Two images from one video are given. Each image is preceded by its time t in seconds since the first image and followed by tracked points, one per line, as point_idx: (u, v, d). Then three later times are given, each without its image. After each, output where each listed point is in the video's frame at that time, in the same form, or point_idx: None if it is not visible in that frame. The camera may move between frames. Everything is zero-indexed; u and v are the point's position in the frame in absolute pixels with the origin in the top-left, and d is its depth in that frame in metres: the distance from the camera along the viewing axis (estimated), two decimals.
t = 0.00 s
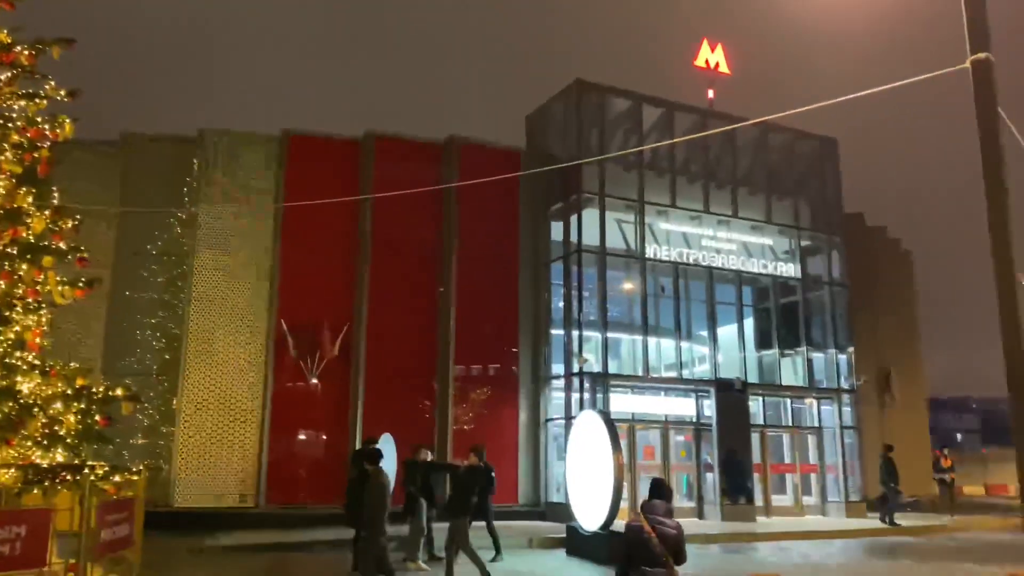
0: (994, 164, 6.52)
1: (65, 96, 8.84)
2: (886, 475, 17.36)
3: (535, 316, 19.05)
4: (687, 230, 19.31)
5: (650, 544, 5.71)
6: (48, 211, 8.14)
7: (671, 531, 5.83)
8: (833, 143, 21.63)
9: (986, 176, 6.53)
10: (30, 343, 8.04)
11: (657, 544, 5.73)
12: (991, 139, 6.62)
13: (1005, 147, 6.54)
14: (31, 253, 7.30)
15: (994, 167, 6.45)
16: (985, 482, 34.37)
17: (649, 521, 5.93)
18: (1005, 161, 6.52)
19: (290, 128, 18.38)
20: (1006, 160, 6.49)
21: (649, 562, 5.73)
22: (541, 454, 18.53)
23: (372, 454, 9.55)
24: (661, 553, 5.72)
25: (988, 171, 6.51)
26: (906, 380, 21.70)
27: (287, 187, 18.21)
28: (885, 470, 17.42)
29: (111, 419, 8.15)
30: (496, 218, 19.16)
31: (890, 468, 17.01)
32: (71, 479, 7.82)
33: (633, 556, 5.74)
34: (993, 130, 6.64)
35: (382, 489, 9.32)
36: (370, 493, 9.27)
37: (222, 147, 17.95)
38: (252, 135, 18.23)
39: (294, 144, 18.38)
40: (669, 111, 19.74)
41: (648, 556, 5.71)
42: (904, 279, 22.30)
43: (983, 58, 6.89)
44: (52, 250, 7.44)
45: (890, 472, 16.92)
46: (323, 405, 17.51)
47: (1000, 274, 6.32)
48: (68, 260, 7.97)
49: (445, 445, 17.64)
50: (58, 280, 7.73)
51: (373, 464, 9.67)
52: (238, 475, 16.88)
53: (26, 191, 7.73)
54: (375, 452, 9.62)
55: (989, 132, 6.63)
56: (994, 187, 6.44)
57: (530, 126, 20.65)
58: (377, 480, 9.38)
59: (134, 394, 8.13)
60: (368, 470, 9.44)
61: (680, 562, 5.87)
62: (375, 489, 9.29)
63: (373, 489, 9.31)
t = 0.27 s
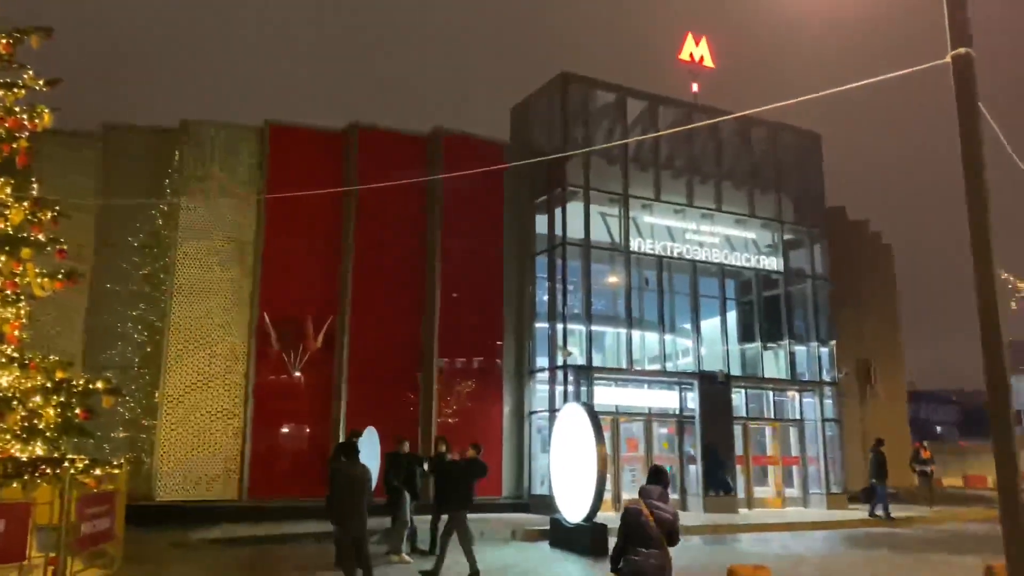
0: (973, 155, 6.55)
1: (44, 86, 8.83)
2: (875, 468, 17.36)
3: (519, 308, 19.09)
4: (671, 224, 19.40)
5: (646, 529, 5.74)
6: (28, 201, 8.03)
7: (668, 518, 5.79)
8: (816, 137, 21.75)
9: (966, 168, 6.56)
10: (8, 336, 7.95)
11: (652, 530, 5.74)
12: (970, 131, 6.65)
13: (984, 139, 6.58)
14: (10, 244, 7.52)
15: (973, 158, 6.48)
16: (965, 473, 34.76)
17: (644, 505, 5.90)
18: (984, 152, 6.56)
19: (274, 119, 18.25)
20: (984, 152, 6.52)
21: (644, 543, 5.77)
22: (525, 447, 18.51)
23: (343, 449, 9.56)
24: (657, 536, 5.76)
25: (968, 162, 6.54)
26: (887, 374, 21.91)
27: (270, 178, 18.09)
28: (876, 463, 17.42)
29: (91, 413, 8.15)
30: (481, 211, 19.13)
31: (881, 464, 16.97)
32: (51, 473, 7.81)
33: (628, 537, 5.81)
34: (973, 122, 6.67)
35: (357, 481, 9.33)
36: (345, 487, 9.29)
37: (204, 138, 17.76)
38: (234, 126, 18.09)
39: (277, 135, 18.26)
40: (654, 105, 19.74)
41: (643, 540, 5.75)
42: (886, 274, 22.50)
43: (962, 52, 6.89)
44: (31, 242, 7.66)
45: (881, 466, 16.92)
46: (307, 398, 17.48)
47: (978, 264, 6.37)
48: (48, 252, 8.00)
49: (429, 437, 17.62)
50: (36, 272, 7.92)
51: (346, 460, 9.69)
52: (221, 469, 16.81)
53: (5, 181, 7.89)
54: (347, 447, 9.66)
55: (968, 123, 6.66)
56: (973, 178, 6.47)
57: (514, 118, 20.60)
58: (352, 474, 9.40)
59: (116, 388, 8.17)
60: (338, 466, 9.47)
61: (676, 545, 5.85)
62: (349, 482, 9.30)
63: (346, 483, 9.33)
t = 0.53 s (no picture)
0: (954, 148, 6.60)
1: (24, 75, 8.74)
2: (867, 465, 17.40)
3: (504, 302, 19.15)
4: (656, 218, 19.44)
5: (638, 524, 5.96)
6: (9, 193, 8.00)
7: (658, 514, 6.04)
8: (801, 132, 21.86)
9: (947, 161, 6.61)
10: None
11: (642, 526, 5.99)
12: (952, 124, 6.70)
13: (965, 132, 6.63)
14: None
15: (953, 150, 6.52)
16: (945, 467, 35.15)
17: (636, 502, 6.15)
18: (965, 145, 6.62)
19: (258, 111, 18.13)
20: (966, 145, 6.58)
21: (636, 536, 6.00)
22: (510, 439, 18.63)
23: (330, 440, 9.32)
24: (648, 531, 6.00)
25: (949, 155, 6.60)
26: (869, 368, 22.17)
27: (254, 170, 17.96)
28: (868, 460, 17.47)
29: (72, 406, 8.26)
30: (466, 205, 19.11)
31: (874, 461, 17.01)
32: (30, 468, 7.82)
33: (620, 532, 6.06)
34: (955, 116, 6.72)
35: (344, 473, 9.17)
36: (331, 479, 9.10)
37: (188, 131, 17.77)
38: (217, 118, 17.96)
39: (261, 127, 18.14)
40: (638, 100, 19.80)
41: (634, 535, 5.98)
42: (868, 270, 22.74)
43: (945, 46, 6.92)
44: (10, 235, 7.68)
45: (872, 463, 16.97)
46: (291, 392, 17.39)
47: (958, 256, 6.43)
48: (28, 244, 7.95)
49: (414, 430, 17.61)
50: (16, 265, 7.83)
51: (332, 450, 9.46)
52: (204, 463, 16.70)
53: None
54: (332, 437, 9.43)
55: (949, 116, 6.70)
56: (954, 171, 6.53)
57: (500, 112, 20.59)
58: (338, 467, 9.20)
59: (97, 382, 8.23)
60: (326, 456, 9.20)
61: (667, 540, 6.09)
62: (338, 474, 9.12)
63: (333, 476, 9.13)
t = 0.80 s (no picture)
0: (937, 147, 6.63)
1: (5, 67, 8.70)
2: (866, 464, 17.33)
3: (490, 297, 19.19)
4: (643, 214, 19.48)
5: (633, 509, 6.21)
6: None
7: (648, 497, 6.35)
8: (786, 129, 21.96)
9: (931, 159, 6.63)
10: None
11: (635, 510, 6.27)
12: (935, 122, 6.72)
13: (948, 131, 6.65)
14: None
15: (936, 149, 6.58)
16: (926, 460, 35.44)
17: (627, 489, 6.42)
18: (948, 144, 6.64)
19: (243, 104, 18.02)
20: (949, 144, 6.61)
21: (629, 522, 6.26)
22: (497, 434, 18.61)
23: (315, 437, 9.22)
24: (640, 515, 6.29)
25: (932, 153, 6.62)
26: (852, 364, 22.41)
27: (239, 164, 17.83)
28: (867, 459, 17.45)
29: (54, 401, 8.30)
30: (452, 200, 19.07)
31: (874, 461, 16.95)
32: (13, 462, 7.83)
33: (613, 519, 6.31)
34: (939, 114, 6.73)
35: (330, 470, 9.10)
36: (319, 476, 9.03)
37: (170, 123, 17.53)
38: (202, 112, 17.85)
39: (245, 120, 17.99)
40: (625, 95, 19.78)
41: (627, 520, 6.26)
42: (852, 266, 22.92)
43: (929, 45, 6.95)
44: None
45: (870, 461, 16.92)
46: (276, 387, 17.31)
47: (941, 253, 6.45)
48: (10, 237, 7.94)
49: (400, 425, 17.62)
50: None
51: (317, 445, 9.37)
52: (188, 458, 16.62)
53: None
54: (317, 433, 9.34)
55: (933, 115, 6.73)
56: (936, 169, 6.55)
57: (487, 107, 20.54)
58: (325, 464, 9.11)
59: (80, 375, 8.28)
60: (312, 452, 9.12)
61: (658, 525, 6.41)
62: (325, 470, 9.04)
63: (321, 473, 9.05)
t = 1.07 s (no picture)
0: (922, 145, 6.63)
1: None
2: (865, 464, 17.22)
3: (478, 293, 19.18)
4: (629, 211, 19.58)
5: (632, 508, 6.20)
6: None
7: (646, 497, 6.35)
8: (772, 128, 22.06)
9: (915, 157, 6.63)
10: None
11: (633, 509, 6.27)
12: (919, 120, 6.71)
13: (932, 130, 6.64)
14: None
15: (920, 145, 6.58)
16: (909, 456, 35.69)
17: (626, 488, 6.42)
18: (932, 142, 6.63)
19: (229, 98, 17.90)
20: (933, 142, 6.60)
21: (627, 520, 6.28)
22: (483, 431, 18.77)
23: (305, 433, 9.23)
24: (637, 514, 6.29)
25: (917, 152, 6.61)
26: (836, 361, 22.62)
27: (225, 159, 17.72)
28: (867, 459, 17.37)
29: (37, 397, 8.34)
30: (439, 196, 19.04)
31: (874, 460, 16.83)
32: None
33: (611, 515, 6.33)
34: (922, 112, 6.73)
35: (318, 466, 9.02)
36: (308, 470, 8.96)
37: (155, 117, 17.43)
38: (187, 106, 17.72)
39: (232, 115, 17.92)
40: (613, 92, 19.82)
41: (624, 518, 6.27)
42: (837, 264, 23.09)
43: (913, 44, 6.94)
44: None
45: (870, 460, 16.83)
46: (263, 383, 17.22)
47: (924, 250, 6.47)
48: None
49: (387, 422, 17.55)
50: None
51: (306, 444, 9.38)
52: (173, 455, 16.52)
53: None
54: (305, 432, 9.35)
55: (916, 113, 6.73)
56: (920, 168, 6.55)
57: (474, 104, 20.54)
58: (314, 460, 9.06)
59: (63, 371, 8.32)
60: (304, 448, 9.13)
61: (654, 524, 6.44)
62: (314, 465, 9.00)
63: (311, 468, 9.00)
